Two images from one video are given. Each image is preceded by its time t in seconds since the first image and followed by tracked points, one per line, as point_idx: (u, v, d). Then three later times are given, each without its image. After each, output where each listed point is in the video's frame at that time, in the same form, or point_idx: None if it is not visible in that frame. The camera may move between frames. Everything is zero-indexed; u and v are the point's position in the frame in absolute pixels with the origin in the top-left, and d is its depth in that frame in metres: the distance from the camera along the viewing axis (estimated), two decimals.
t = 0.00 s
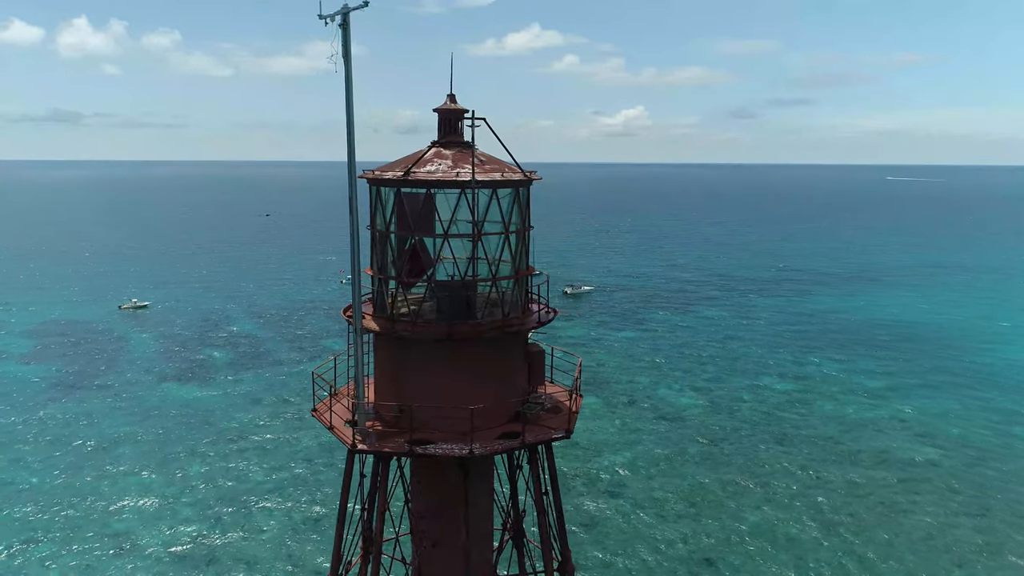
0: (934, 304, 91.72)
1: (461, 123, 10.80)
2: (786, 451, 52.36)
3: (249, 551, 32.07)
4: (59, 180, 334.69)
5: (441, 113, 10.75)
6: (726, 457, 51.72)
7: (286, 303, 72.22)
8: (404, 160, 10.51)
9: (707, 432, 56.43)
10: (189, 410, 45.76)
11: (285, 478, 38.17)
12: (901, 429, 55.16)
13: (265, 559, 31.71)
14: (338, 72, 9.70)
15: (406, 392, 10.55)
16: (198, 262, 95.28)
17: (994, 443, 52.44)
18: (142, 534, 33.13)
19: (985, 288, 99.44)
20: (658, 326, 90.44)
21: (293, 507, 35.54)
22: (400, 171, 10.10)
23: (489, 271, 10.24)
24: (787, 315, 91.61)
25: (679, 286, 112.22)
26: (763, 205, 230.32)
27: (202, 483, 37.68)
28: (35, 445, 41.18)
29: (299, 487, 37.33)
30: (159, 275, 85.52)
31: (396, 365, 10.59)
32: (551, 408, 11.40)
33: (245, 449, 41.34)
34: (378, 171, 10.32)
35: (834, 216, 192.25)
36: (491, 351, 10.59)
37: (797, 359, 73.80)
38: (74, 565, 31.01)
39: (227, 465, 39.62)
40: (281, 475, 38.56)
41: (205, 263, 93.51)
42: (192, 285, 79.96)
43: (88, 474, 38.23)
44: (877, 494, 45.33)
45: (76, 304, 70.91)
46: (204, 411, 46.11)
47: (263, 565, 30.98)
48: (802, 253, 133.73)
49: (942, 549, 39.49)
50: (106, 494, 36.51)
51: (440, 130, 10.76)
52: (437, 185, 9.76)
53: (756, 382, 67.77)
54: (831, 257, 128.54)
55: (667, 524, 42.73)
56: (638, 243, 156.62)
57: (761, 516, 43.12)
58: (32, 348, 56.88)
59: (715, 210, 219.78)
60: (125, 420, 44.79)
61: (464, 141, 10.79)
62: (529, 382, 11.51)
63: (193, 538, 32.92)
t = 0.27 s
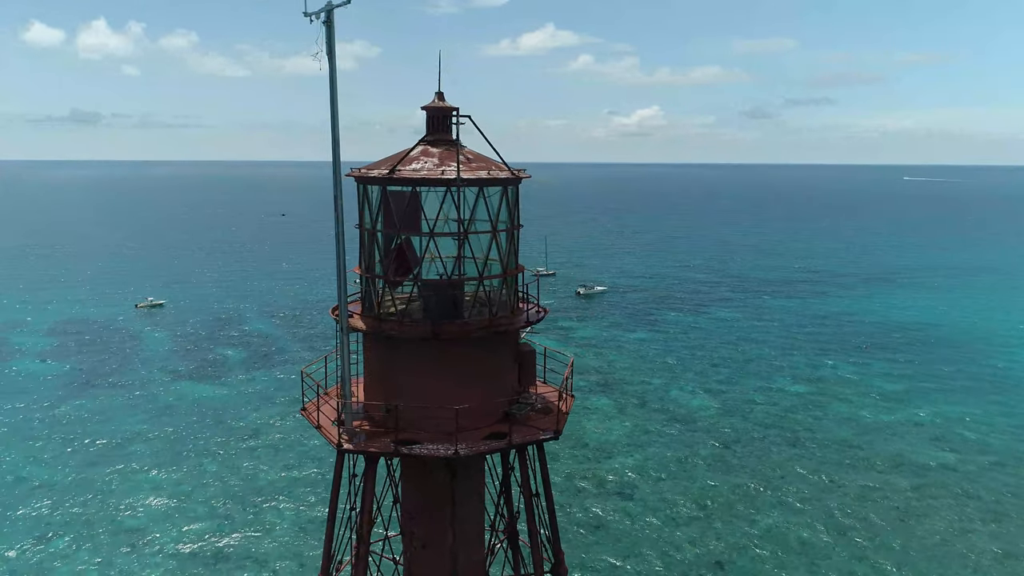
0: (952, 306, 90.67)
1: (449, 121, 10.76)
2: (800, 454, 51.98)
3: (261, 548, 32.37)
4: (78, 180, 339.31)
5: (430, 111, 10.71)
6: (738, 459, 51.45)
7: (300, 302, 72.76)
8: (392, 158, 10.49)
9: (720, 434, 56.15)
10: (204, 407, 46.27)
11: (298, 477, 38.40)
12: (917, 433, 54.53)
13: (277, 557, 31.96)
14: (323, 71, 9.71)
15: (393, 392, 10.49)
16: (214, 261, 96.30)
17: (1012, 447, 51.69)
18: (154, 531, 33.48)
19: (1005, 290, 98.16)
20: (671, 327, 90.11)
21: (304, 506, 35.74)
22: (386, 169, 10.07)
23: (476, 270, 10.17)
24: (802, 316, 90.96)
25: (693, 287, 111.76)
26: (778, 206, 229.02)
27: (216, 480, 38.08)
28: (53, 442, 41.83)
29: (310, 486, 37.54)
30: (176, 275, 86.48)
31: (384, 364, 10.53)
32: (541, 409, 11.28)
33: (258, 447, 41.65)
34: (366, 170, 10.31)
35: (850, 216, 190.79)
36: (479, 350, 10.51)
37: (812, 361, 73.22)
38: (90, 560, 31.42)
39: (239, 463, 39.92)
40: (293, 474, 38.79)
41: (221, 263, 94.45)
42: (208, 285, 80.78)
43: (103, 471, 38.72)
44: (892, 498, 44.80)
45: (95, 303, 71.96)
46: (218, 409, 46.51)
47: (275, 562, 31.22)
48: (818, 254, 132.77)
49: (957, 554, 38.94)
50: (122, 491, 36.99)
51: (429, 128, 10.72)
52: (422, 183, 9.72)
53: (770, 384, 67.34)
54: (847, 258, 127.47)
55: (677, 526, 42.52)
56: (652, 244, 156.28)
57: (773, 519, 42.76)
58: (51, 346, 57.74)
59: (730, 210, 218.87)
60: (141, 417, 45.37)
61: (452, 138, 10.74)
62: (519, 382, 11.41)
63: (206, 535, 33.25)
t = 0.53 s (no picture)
0: (1015, 313, 87.07)
1: (470, 120, 10.75)
2: (849, 462, 50.57)
3: (304, 541, 33.07)
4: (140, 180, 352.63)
5: (450, 110, 10.70)
6: (784, 467, 50.32)
7: (347, 300, 74.20)
8: (413, 157, 10.53)
9: (766, 441, 55.01)
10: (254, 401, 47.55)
11: (342, 471, 39.12)
12: (975, 444, 52.46)
13: (319, 550, 32.62)
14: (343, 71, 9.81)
15: (411, 390, 10.49)
16: (265, 259, 98.98)
17: None
18: (203, 521, 34.57)
19: None
20: (717, 329, 88.78)
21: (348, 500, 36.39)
22: (405, 167, 10.10)
23: (494, 268, 10.12)
24: (854, 320, 88.57)
25: (740, 289, 109.88)
26: (830, 206, 223.77)
27: (262, 473, 39.10)
28: (111, 431, 43.59)
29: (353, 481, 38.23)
30: (230, 272, 89.23)
31: (401, 361, 10.54)
32: (562, 410, 11.13)
33: (304, 442, 42.60)
34: (386, 168, 10.36)
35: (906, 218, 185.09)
36: (496, 350, 10.44)
37: (863, 367, 71.18)
38: (141, 547, 32.60)
39: (285, 456, 40.91)
40: (337, 468, 39.54)
41: (272, 261, 97.08)
42: (260, 282, 83.08)
43: (157, 461, 40.17)
44: (947, 511, 43.19)
45: (153, 299, 74.74)
46: (267, 403, 47.77)
47: (316, 555, 31.86)
48: (872, 257, 129.16)
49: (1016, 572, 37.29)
50: (174, 481, 38.31)
51: (450, 126, 10.73)
52: (439, 182, 9.71)
53: (819, 390, 65.66)
54: (902, 261, 123.66)
55: (719, 532, 41.86)
56: (698, 245, 154.35)
57: (819, 529, 41.70)
58: (111, 340, 60.18)
59: (779, 211, 214.74)
60: (193, 410, 46.92)
61: (472, 136, 10.71)
62: (540, 382, 11.28)
63: (251, 526, 34.16)
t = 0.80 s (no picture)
0: None
1: (488, 117, 10.69)
2: (897, 472, 49.12)
3: (341, 535, 33.68)
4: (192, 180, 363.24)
5: (468, 109, 10.67)
6: (828, 474, 49.14)
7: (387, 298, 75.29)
8: (429, 155, 10.51)
9: (809, 447, 53.77)
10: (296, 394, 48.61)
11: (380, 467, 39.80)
12: None
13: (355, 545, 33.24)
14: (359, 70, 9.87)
15: (425, 388, 10.49)
16: (310, 258, 101.09)
17: None
18: (246, 513, 35.55)
19: None
20: (760, 333, 87.23)
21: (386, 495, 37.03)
22: (421, 165, 10.09)
23: (507, 268, 10.06)
24: (903, 325, 86.14)
25: (785, 292, 107.78)
26: (879, 208, 218.15)
27: (302, 467, 39.95)
28: (159, 423, 45.08)
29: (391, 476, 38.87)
30: (275, 270, 91.41)
31: (415, 359, 10.54)
32: (577, 412, 11.00)
33: (343, 437, 43.42)
34: (402, 165, 10.35)
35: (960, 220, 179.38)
36: (510, 350, 10.39)
37: (913, 374, 69.16)
38: (184, 537, 33.62)
39: (325, 451, 41.75)
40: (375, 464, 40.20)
41: (316, 260, 99.08)
42: (304, 280, 84.91)
43: (201, 454, 41.41)
44: (1000, 526, 41.75)
45: (203, 295, 77.00)
46: (308, 399, 48.82)
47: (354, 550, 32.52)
48: (923, 260, 125.48)
49: None
50: (216, 473, 39.41)
51: (467, 125, 10.70)
52: (453, 180, 9.68)
53: (866, 397, 63.89)
54: (956, 265, 119.78)
55: (760, 539, 41.20)
56: (742, 247, 152.04)
57: (864, 540, 40.73)
58: (162, 334, 62.26)
59: (826, 212, 210.11)
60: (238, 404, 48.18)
61: (489, 135, 10.68)
62: (556, 383, 11.20)
63: (289, 519, 34.93)
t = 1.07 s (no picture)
0: None
1: (489, 115, 10.62)
2: (926, 478, 48.18)
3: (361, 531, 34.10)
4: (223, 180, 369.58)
5: (468, 106, 10.62)
6: (854, 480, 48.34)
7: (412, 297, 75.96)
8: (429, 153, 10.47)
9: (835, 451, 52.94)
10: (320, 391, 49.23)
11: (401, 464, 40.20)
12: None
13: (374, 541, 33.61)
14: (358, 69, 9.86)
15: (422, 387, 10.47)
16: (337, 258, 102.43)
17: None
18: (269, 507, 36.15)
19: None
20: (787, 335, 86.22)
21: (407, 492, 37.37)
22: (419, 163, 10.06)
23: (505, 267, 9.99)
24: (935, 328, 84.52)
25: (813, 294, 106.38)
26: (912, 209, 214.28)
27: (324, 463, 40.51)
28: (187, 419, 45.93)
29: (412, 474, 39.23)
30: (302, 269, 92.78)
31: (414, 357, 10.52)
32: (577, 413, 10.89)
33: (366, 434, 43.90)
34: (402, 164, 10.33)
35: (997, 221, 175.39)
36: (508, 350, 10.32)
37: (944, 378, 67.79)
38: (208, 531, 34.22)
39: (348, 448, 42.26)
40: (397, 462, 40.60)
41: (343, 260, 100.35)
42: (331, 280, 86.07)
43: (227, 449, 42.19)
44: None
45: (232, 294, 78.35)
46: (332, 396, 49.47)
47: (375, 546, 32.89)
48: (956, 262, 122.96)
49: None
50: (241, 468, 40.09)
51: (468, 123, 10.65)
52: (450, 178, 9.61)
53: (895, 402, 62.70)
54: (991, 268, 117.20)
55: (783, 544, 40.81)
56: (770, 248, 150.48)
57: (890, 548, 40.17)
58: (192, 331, 63.62)
59: (857, 213, 206.93)
60: (263, 400, 48.93)
61: (490, 132, 10.61)
62: (556, 383, 11.10)
63: (311, 514, 35.40)
